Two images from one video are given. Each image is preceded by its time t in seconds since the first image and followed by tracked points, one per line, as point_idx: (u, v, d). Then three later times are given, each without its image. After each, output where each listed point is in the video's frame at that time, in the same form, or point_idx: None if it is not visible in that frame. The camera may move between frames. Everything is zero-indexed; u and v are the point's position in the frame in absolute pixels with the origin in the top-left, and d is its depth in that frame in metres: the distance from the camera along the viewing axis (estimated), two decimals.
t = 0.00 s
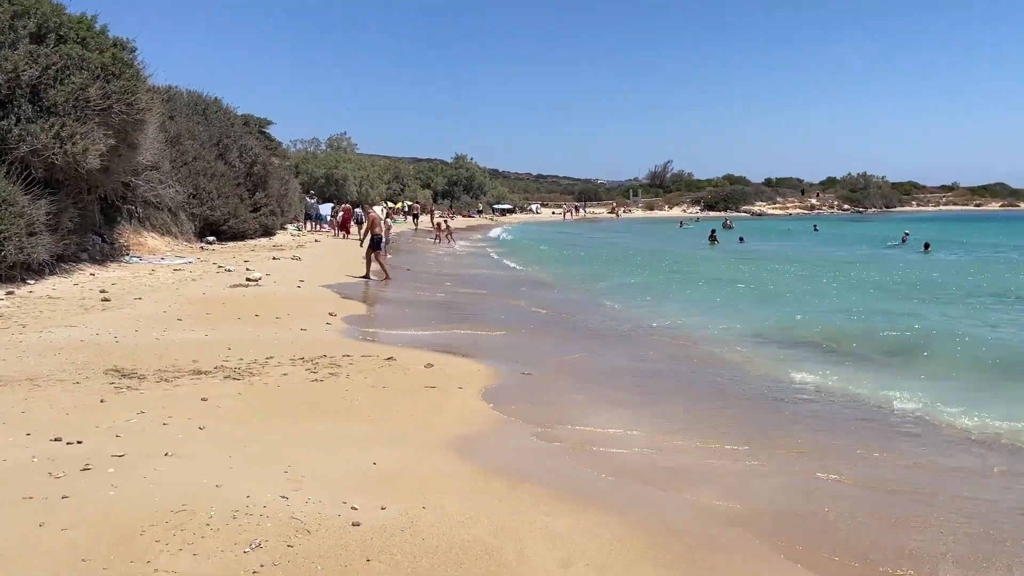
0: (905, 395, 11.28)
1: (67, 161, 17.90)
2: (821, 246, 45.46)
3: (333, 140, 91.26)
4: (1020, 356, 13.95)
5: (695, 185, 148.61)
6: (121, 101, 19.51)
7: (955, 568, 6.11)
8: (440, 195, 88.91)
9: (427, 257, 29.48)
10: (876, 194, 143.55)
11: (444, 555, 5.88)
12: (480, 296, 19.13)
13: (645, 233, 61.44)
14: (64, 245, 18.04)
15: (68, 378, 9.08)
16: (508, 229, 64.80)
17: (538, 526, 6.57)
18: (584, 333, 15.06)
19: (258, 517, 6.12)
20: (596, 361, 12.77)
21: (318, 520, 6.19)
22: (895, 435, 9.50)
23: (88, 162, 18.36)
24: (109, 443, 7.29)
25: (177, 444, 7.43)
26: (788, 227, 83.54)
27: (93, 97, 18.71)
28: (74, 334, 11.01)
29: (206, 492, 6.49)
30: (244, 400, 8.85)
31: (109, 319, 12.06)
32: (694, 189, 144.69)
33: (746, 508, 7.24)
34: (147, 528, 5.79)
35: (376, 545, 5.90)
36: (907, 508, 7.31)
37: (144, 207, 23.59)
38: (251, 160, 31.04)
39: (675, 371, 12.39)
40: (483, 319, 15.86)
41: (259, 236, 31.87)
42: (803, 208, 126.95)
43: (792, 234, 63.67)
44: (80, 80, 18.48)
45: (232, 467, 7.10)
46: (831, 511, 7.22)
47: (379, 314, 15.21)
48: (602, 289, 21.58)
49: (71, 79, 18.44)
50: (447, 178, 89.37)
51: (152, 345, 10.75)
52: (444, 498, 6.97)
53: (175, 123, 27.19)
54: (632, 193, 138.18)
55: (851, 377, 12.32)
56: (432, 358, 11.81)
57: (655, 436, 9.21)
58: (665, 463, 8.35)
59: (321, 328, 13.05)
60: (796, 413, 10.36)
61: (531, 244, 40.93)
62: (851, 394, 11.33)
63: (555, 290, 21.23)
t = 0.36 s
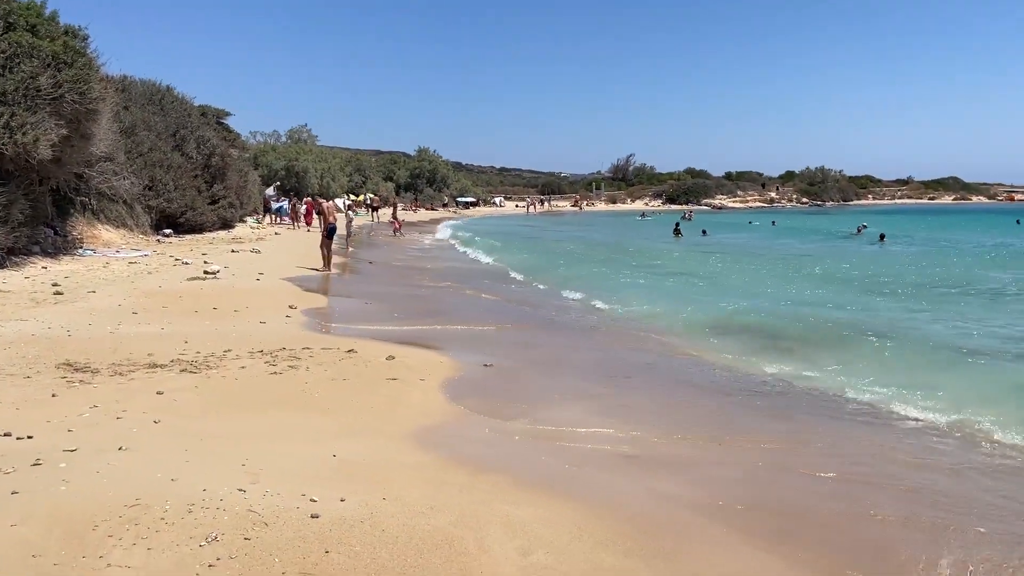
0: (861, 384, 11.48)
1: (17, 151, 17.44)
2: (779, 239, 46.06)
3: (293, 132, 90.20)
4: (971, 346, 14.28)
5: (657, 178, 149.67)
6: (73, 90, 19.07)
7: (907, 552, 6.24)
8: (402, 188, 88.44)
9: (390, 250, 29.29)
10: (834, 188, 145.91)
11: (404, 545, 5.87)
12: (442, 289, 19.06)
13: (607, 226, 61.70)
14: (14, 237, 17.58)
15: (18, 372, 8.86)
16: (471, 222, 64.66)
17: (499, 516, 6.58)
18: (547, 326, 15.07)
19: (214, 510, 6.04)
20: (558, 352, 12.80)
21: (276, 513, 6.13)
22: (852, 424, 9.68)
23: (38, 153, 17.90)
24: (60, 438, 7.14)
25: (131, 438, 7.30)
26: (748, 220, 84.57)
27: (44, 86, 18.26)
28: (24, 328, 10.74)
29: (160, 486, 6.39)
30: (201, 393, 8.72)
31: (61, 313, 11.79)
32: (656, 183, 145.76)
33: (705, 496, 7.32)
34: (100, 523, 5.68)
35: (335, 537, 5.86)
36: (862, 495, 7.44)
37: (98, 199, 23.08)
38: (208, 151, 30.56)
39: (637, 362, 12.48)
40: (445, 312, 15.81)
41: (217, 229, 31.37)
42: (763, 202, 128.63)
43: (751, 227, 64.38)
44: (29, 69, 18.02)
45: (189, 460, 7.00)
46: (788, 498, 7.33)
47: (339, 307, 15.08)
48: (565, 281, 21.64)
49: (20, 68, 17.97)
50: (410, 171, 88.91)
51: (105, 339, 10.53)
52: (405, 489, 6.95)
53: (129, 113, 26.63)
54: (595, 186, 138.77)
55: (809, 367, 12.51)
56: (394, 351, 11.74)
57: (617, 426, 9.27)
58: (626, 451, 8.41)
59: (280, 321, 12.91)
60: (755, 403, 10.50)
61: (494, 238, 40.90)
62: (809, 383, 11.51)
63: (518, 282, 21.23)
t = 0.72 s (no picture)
0: (825, 373, 11.64)
1: None
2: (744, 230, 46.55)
3: (258, 123, 89.08)
4: (930, 335, 14.55)
5: (625, 170, 150.42)
6: (30, 79, 18.65)
7: (869, 537, 6.34)
8: (369, 180, 87.83)
9: (357, 242, 29.07)
10: (798, 180, 147.79)
11: (370, 537, 5.84)
12: (409, 281, 18.95)
13: (575, 218, 61.80)
14: None
15: None
16: (438, 213, 64.40)
17: (467, 506, 6.57)
18: (514, 317, 15.07)
19: (177, 505, 5.96)
20: (526, 344, 12.80)
21: (241, 506, 6.06)
22: (815, 412, 9.80)
23: None
24: (17, 433, 6.99)
25: (91, 432, 7.18)
26: (714, 212, 85.31)
27: None
28: None
29: (122, 480, 6.28)
30: (163, 387, 8.59)
31: (18, 306, 11.53)
32: (623, 175, 146.32)
33: (673, 484, 7.37)
34: (59, 519, 5.58)
35: (301, 529, 5.82)
36: (826, 481, 7.54)
37: (56, 191, 22.61)
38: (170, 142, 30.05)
39: (604, 352, 12.52)
40: (412, 304, 15.73)
41: (180, 221, 30.88)
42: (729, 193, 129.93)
43: (718, 219, 64.89)
44: None
45: (151, 454, 6.89)
46: (754, 486, 7.41)
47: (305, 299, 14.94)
48: (532, 273, 21.65)
49: None
50: (377, 163, 88.33)
51: (65, 332, 10.33)
52: (372, 480, 6.92)
53: (88, 103, 26.08)
54: (563, 178, 138.98)
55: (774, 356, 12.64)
56: (361, 343, 11.66)
57: (584, 415, 9.30)
58: (594, 441, 8.44)
59: (245, 313, 12.76)
60: (721, 392, 10.59)
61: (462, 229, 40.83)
62: (774, 372, 11.63)
63: (485, 274, 21.19)
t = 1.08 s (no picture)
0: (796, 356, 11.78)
1: None
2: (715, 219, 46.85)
3: (225, 111, 87.89)
4: (897, 322, 14.78)
5: (597, 159, 150.78)
6: None
7: (839, 521, 6.42)
8: (340, 169, 87.11)
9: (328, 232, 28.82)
10: (767, 168, 149.16)
11: (343, 525, 5.82)
12: (380, 270, 18.85)
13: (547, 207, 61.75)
14: None
15: None
16: (410, 202, 64.05)
17: (440, 494, 6.57)
18: (487, 306, 15.03)
19: (145, 496, 5.88)
20: (501, 332, 12.79)
21: (211, 496, 5.99)
22: (790, 395, 9.90)
23: None
24: None
25: (56, 424, 7.05)
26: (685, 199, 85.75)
27: None
28: None
29: (88, 472, 6.18)
30: (131, 378, 8.46)
31: None
32: (595, 164, 146.50)
33: (646, 469, 7.42)
34: (24, 511, 5.47)
35: (273, 519, 5.77)
36: (796, 466, 7.61)
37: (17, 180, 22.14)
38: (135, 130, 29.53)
39: (578, 339, 12.56)
40: (383, 294, 15.62)
41: (147, 210, 30.38)
42: (699, 181, 130.86)
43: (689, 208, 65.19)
44: None
45: (118, 446, 6.79)
46: (725, 471, 7.47)
47: (275, 289, 14.78)
48: (504, 262, 21.61)
49: None
50: (347, 151, 87.61)
51: (28, 324, 10.12)
52: (345, 469, 6.89)
53: (50, 91, 25.55)
54: (534, 167, 138.87)
55: (745, 340, 12.77)
56: (332, 332, 11.57)
57: (559, 402, 9.32)
58: (567, 427, 8.46)
59: (214, 304, 12.60)
60: (694, 377, 10.67)
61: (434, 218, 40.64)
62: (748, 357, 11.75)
63: (457, 262, 21.11)
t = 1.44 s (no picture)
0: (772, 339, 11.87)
1: None
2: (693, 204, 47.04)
3: (200, 97, 86.94)
4: (872, 306, 14.93)
5: (576, 145, 150.77)
6: None
7: (814, 497, 6.51)
8: (316, 155, 86.53)
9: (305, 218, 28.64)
10: (745, 154, 149.90)
11: (321, 505, 5.82)
12: (358, 257, 18.75)
13: (525, 192, 61.73)
14: None
15: None
16: (388, 188, 63.75)
17: (419, 474, 6.57)
18: (465, 291, 15.05)
19: (120, 478, 5.84)
20: (479, 316, 12.78)
21: (186, 478, 5.97)
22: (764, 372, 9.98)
23: None
24: None
25: (28, 408, 6.97)
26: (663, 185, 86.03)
27: None
28: None
29: (62, 455, 6.13)
30: (105, 362, 8.39)
31: None
32: (573, 149, 146.51)
33: (624, 448, 7.46)
34: None
35: (249, 499, 5.75)
36: (771, 444, 7.71)
37: None
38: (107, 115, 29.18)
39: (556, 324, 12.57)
40: (362, 279, 15.58)
41: (121, 196, 30.02)
42: (677, 168, 131.29)
43: (667, 194, 65.44)
44: None
45: (92, 429, 6.73)
46: (703, 449, 7.54)
47: (252, 274, 14.68)
48: (483, 248, 21.61)
49: None
50: (324, 138, 87.03)
51: None
52: (322, 450, 6.88)
53: (19, 75, 25.13)
54: (513, 153, 138.67)
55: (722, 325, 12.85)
56: (310, 316, 11.53)
57: (538, 384, 9.34)
58: (547, 407, 8.49)
59: (189, 289, 12.50)
60: (672, 359, 10.73)
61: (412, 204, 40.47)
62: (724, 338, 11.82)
63: (436, 247, 21.06)
